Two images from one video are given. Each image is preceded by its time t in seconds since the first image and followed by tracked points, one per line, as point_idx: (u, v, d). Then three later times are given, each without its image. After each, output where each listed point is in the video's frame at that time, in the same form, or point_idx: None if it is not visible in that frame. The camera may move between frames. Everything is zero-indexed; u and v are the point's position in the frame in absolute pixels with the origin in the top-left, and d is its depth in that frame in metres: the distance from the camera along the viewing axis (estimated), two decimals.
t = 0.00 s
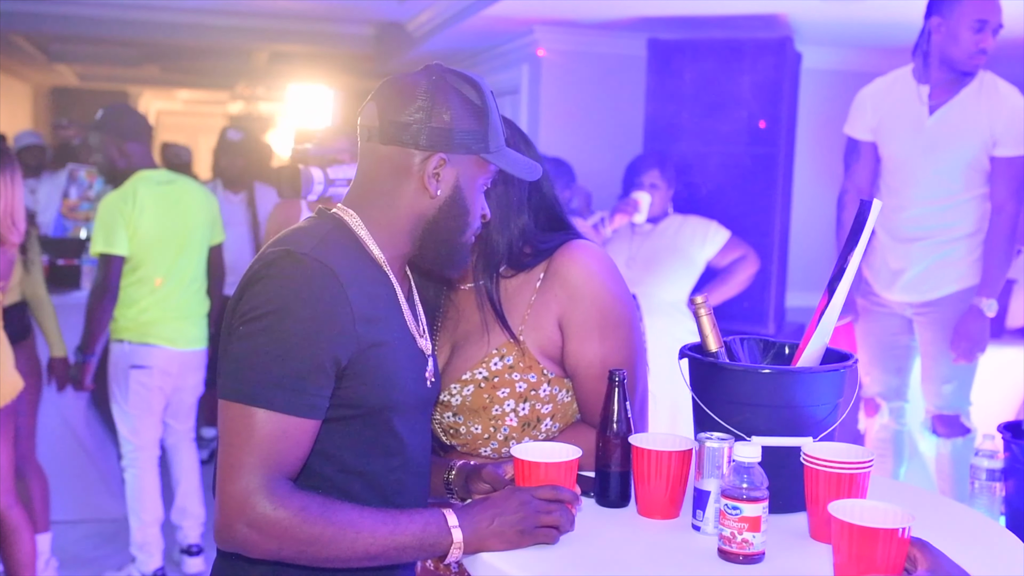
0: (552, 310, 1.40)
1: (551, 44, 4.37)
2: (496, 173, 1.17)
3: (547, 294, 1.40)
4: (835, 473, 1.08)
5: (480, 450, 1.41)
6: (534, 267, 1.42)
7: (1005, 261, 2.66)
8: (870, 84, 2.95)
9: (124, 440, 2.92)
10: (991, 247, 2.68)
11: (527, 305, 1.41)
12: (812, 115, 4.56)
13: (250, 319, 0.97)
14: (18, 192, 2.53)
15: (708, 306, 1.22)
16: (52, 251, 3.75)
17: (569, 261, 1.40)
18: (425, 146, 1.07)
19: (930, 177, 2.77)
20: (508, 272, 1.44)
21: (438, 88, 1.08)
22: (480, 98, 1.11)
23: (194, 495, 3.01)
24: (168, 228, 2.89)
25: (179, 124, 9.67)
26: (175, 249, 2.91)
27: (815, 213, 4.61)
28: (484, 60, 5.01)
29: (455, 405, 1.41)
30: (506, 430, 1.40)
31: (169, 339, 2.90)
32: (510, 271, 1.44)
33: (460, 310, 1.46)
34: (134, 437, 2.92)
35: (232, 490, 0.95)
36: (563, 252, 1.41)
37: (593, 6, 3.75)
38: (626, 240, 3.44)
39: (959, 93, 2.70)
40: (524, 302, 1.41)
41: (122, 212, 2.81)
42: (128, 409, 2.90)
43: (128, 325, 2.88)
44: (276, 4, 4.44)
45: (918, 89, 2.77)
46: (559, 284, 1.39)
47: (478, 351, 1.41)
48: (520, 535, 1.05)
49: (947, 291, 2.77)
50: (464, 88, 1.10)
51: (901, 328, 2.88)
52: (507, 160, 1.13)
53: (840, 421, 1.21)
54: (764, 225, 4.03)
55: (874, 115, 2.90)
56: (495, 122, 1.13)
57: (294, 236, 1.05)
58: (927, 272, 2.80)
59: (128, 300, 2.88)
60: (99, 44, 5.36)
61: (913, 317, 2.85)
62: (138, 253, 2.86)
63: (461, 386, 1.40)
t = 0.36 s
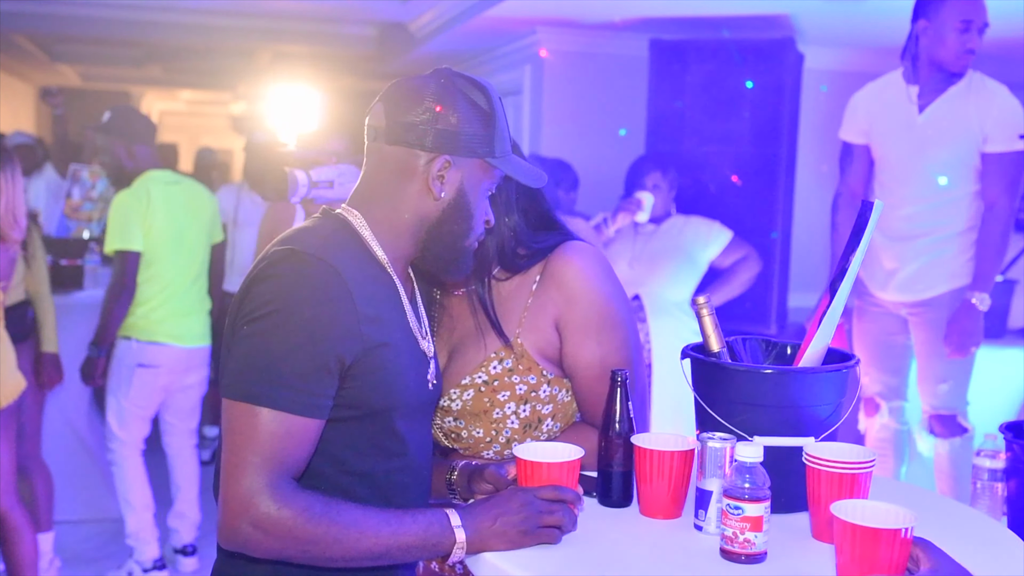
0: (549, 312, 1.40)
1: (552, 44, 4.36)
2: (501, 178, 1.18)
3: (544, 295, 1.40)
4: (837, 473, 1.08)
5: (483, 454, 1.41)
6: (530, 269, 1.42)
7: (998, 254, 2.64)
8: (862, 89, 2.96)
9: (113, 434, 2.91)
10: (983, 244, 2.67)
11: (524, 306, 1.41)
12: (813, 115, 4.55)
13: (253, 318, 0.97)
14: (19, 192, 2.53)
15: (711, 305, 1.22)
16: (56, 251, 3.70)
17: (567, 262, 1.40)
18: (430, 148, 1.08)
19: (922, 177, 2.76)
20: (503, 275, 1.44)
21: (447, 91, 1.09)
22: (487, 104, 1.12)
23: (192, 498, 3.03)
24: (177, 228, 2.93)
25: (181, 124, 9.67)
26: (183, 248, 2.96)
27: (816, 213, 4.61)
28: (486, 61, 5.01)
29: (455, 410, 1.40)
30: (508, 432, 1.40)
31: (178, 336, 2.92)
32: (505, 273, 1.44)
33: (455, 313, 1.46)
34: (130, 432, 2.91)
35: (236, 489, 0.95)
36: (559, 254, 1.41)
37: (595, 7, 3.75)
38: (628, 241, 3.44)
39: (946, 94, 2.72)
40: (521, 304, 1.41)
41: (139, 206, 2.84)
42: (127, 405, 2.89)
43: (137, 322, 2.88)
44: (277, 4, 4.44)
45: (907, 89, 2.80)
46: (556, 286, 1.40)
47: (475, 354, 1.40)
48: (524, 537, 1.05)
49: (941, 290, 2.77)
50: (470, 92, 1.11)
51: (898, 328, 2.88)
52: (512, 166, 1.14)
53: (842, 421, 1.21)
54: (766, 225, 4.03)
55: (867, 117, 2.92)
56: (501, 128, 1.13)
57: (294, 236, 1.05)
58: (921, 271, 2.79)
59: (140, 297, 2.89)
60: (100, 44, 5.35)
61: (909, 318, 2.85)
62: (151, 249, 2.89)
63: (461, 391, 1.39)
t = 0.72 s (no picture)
0: (543, 315, 1.39)
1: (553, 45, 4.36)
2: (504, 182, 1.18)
3: (539, 299, 1.40)
4: (836, 473, 1.08)
5: (483, 458, 1.42)
6: (523, 275, 1.42)
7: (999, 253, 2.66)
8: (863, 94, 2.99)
9: (118, 434, 2.92)
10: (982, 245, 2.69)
11: (519, 309, 1.41)
12: (814, 116, 4.54)
13: (251, 320, 0.97)
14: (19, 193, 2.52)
15: (711, 306, 1.22)
16: (57, 252, 3.61)
17: (562, 266, 1.40)
18: (430, 149, 1.08)
19: (922, 182, 2.78)
20: (496, 281, 1.43)
21: (450, 94, 1.09)
22: (491, 107, 1.12)
23: (191, 498, 3.02)
24: (163, 228, 2.89)
25: (181, 125, 9.66)
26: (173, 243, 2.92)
27: (817, 214, 4.60)
28: (487, 62, 5.01)
29: (453, 415, 1.40)
30: (507, 436, 1.40)
31: (184, 334, 2.95)
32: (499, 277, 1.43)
33: (446, 319, 1.44)
34: (134, 433, 2.92)
35: (237, 491, 0.95)
36: (554, 257, 1.41)
37: (596, 7, 3.74)
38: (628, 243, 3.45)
39: (945, 90, 2.75)
40: (516, 308, 1.41)
41: (127, 211, 2.79)
42: (135, 404, 2.91)
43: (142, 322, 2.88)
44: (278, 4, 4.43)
45: (907, 90, 2.83)
46: (549, 289, 1.39)
47: (471, 358, 1.40)
48: (524, 537, 1.06)
49: (940, 291, 2.77)
50: (473, 95, 1.11)
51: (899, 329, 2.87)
52: (514, 169, 1.14)
53: (842, 421, 1.21)
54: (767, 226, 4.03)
55: (868, 120, 2.94)
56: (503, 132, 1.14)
57: (293, 237, 1.05)
58: (920, 274, 2.80)
59: (140, 300, 2.88)
60: (100, 44, 5.34)
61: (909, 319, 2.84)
62: (143, 249, 2.86)
63: (458, 397, 1.39)
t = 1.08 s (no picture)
0: (537, 319, 1.39)
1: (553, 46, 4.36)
2: (504, 186, 1.18)
3: (533, 304, 1.39)
4: (836, 474, 1.08)
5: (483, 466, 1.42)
6: (514, 279, 1.41)
7: (1003, 258, 2.71)
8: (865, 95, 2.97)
9: (115, 439, 2.91)
10: (987, 251, 2.73)
11: (514, 313, 1.40)
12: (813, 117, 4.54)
13: (252, 321, 0.97)
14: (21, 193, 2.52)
15: (710, 307, 1.22)
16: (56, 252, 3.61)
17: (554, 270, 1.39)
18: (430, 150, 1.08)
19: (925, 185, 2.76)
20: (487, 286, 1.42)
21: (451, 94, 1.10)
22: (492, 108, 1.12)
23: (190, 499, 3.03)
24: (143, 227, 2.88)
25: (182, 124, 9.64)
26: (157, 241, 2.92)
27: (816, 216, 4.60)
28: (487, 62, 5.00)
29: (451, 425, 1.41)
30: (506, 442, 1.41)
31: (182, 332, 2.96)
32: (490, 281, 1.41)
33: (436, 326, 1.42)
34: (133, 436, 2.92)
35: (237, 491, 0.95)
36: (547, 261, 1.40)
37: (596, 8, 3.74)
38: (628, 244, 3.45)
39: (949, 92, 2.74)
40: (509, 314, 1.40)
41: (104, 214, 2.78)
42: (134, 407, 2.91)
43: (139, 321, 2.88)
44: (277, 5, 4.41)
45: (911, 92, 2.82)
46: (541, 295, 1.39)
47: (467, 366, 1.40)
48: (524, 538, 1.06)
49: (943, 292, 2.80)
50: (474, 97, 1.11)
51: (901, 331, 2.86)
52: (514, 171, 1.13)
53: (841, 422, 1.21)
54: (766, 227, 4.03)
55: (870, 120, 2.92)
56: (505, 133, 1.14)
57: (292, 238, 1.05)
58: (922, 276, 2.80)
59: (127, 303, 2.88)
60: (99, 45, 5.32)
61: (910, 320, 2.84)
62: (125, 251, 2.84)
63: (455, 406, 1.39)
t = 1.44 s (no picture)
0: (536, 320, 1.38)
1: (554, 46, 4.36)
2: (507, 191, 1.18)
3: (532, 305, 1.39)
4: (838, 474, 1.08)
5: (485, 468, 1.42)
6: (514, 280, 1.41)
7: (1010, 256, 2.64)
8: (872, 95, 2.99)
9: (112, 440, 2.91)
10: (992, 250, 2.67)
11: (513, 313, 1.39)
12: (814, 118, 4.54)
13: (257, 318, 0.98)
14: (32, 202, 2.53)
15: (711, 306, 1.22)
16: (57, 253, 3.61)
17: (553, 273, 1.39)
18: (432, 150, 1.09)
19: (932, 185, 2.75)
20: (485, 287, 1.42)
21: (455, 96, 1.10)
22: (495, 113, 1.13)
23: (189, 499, 3.03)
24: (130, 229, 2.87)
25: (183, 124, 9.65)
26: (145, 242, 2.91)
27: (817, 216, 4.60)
28: (488, 62, 5.01)
29: (452, 426, 1.41)
30: (506, 444, 1.41)
31: (175, 331, 2.96)
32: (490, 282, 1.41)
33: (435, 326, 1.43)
34: (131, 438, 2.91)
35: (239, 488, 0.95)
36: (546, 263, 1.40)
37: (598, 8, 3.74)
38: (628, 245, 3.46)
39: (952, 90, 2.71)
40: (508, 315, 1.40)
41: (90, 218, 2.76)
42: (133, 407, 2.91)
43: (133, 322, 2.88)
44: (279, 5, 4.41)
45: (915, 90, 2.80)
46: (540, 297, 1.38)
47: (467, 367, 1.39)
48: (526, 538, 1.06)
49: (945, 294, 2.76)
50: (477, 100, 1.11)
51: (903, 331, 2.89)
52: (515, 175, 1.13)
53: (842, 422, 1.21)
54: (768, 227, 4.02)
55: (876, 120, 2.93)
56: (508, 137, 1.14)
57: (295, 235, 1.06)
58: (925, 276, 2.79)
59: (119, 304, 2.88)
60: (101, 45, 5.32)
61: (913, 321, 2.85)
62: (114, 253, 2.83)
63: (455, 409, 1.39)
